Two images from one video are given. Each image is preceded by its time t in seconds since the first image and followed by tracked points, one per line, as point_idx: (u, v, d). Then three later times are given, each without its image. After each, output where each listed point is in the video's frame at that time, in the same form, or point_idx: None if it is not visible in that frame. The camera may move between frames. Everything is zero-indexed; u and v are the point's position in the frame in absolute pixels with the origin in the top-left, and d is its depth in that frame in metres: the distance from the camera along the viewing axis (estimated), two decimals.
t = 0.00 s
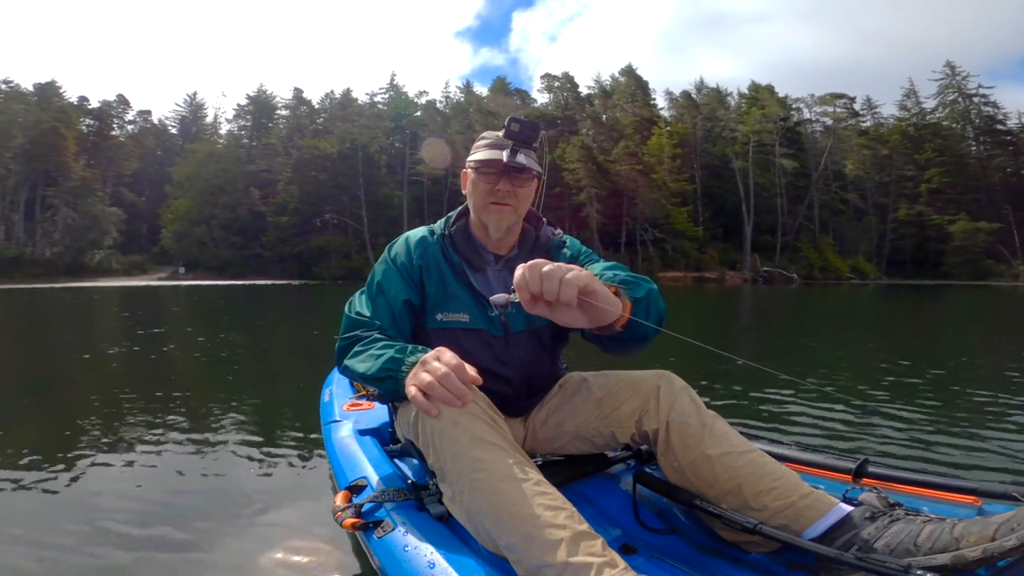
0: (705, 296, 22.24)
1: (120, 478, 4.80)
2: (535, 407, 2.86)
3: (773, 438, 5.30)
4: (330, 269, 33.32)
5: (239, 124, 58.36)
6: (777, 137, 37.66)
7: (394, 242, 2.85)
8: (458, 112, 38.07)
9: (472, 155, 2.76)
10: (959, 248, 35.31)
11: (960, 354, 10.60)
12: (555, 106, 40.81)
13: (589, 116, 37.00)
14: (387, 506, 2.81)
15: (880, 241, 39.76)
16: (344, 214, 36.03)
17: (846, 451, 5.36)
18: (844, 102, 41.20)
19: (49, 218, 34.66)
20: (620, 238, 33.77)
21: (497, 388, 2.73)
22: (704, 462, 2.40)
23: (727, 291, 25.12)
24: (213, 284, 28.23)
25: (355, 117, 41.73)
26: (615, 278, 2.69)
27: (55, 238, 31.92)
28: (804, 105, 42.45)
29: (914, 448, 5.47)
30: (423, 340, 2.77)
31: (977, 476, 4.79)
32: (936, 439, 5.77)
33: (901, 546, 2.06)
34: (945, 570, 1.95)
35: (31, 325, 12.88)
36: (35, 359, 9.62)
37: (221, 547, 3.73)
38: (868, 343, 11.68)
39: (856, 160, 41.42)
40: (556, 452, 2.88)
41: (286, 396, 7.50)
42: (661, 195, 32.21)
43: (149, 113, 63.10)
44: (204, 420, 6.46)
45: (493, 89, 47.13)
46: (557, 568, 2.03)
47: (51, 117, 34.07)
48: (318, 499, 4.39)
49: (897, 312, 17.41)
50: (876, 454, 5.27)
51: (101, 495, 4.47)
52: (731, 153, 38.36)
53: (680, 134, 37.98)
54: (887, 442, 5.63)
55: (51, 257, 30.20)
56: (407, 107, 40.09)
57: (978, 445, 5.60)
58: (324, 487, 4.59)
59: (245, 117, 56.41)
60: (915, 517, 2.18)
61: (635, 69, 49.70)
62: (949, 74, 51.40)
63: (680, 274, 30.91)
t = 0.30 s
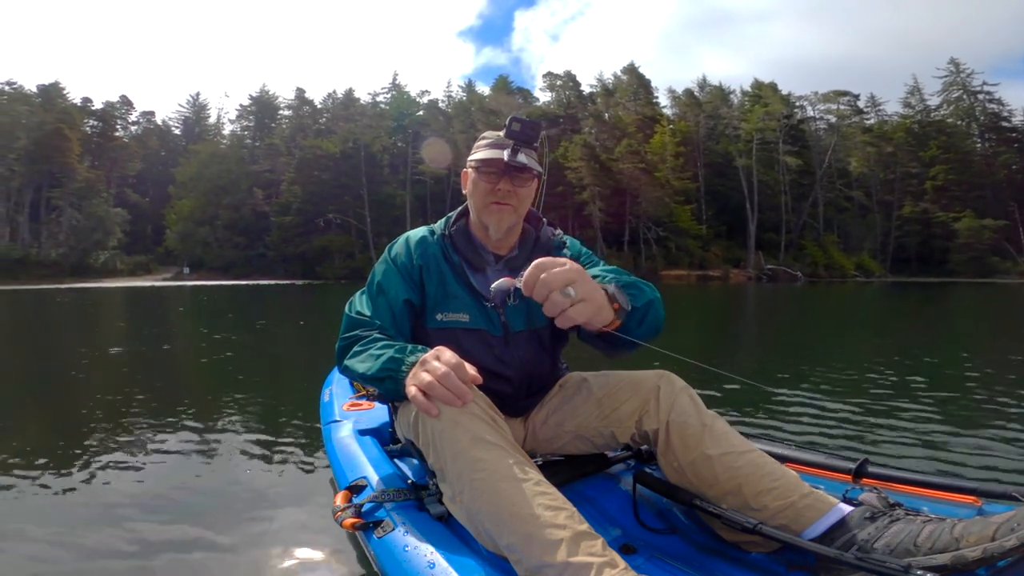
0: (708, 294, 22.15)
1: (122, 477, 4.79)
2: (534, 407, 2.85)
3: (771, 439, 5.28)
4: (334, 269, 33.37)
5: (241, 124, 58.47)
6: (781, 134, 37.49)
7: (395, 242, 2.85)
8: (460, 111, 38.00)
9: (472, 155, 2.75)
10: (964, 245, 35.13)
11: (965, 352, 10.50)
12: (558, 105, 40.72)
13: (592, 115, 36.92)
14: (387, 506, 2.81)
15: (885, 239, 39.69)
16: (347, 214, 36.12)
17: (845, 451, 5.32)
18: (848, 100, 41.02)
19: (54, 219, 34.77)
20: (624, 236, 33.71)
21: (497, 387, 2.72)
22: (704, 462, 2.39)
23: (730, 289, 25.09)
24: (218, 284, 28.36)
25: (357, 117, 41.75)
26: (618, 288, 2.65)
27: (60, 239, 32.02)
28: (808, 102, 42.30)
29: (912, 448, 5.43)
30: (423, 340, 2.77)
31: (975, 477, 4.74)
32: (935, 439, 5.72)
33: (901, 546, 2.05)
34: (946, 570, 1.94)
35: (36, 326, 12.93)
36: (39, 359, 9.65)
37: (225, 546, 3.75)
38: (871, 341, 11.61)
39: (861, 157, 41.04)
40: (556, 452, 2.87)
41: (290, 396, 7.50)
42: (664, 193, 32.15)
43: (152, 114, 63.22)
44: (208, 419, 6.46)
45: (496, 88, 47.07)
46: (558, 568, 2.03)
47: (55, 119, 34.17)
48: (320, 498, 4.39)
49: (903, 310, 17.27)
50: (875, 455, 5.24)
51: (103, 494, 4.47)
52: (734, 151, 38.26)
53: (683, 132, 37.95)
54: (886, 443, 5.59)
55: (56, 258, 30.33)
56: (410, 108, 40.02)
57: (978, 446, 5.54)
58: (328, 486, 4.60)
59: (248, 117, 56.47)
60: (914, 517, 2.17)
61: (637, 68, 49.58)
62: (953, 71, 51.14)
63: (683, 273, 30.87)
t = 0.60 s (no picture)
0: (711, 293, 22.12)
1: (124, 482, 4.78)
2: (535, 407, 2.84)
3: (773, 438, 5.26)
4: (336, 269, 33.40)
5: (243, 125, 58.58)
6: (783, 133, 37.38)
7: (396, 241, 2.84)
8: (462, 111, 37.98)
9: (472, 155, 2.74)
10: (968, 243, 35.02)
11: (971, 351, 10.43)
12: (560, 104, 40.68)
13: (593, 114, 36.87)
14: (387, 507, 2.81)
15: (889, 238, 39.64)
16: (350, 214, 36.19)
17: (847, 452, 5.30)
18: (851, 98, 40.91)
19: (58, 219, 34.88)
20: (626, 235, 33.66)
21: (498, 388, 2.70)
22: (705, 462, 2.38)
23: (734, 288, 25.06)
24: (221, 285, 28.45)
25: (359, 117, 41.77)
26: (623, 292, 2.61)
27: (64, 239, 32.10)
28: (810, 101, 42.20)
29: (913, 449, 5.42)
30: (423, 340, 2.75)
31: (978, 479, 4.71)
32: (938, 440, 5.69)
33: (900, 546, 2.05)
34: (946, 571, 1.94)
35: (38, 327, 12.96)
36: (43, 360, 9.67)
37: (228, 547, 3.76)
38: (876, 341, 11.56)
39: (864, 156, 40.81)
40: (556, 452, 2.87)
41: (293, 396, 7.50)
42: (666, 192, 32.09)
43: (154, 115, 63.36)
44: (213, 420, 6.47)
45: (497, 88, 47.04)
46: (559, 568, 2.03)
47: (58, 119, 34.28)
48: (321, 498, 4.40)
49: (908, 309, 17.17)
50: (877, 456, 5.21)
51: (105, 499, 4.46)
52: (737, 150, 38.18)
53: (685, 131, 37.91)
54: (888, 443, 5.57)
55: (60, 259, 30.42)
56: (411, 108, 39.99)
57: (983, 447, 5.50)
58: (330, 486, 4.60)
59: (250, 117, 56.55)
60: (915, 517, 2.16)
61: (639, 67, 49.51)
62: (956, 69, 50.93)
63: (686, 272, 30.85)
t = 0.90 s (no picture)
0: (713, 292, 22.06)
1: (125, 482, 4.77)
2: (534, 408, 2.83)
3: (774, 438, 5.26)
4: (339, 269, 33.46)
5: (245, 125, 58.68)
6: (786, 132, 37.18)
7: (397, 239, 2.83)
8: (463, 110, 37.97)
9: (475, 156, 2.75)
10: (972, 242, 34.89)
11: (976, 351, 10.37)
12: (562, 104, 40.65)
13: (595, 113, 36.79)
14: (387, 506, 2.82)
15: (893, 237, 39.55)
16: (352, 214, 36.25)
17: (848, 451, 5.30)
18: (854, 96, 40.77)
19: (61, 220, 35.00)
20: (628, 235, 33.61)
21: (499, 388, 2.69)
22: (704, 462, 2.37)
23: (737, 287, 24.98)
24: (223, 285, 28.52)
25: (360, 117, 41.78)
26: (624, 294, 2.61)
27: (67, 240, 32.16)
28: (813, 99, 42.05)
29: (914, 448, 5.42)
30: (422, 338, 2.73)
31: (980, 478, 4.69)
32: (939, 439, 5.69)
33: (902, 546, 2.03)
34: (946, 570, 1.93)
35: (42, 328, 12.99)
36: (46, 360, 9.70)
37: (229, 547, 3.76)
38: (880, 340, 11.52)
39: (867, 154, 40.72)
40: (556, 452, 2.87)
41: (296, 397, 7.49)
42: (669, 191, 32.00)
43: (157, 116, 63.51)
44: (217, 421, 6.46)
45: (499, 87, 47.03)
46: (558, 568, 2.03)
47: (61, 120, 34.36)
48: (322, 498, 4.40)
49: (914, 308, 17.08)
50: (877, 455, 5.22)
51: (106, 500, 4.45)
52: (739, 149, 38.09)
53: (687, 130, 37.83)
54: (888, 443, 5.57)
55: (64, 259, 30.55)
56: (412, 107, 40.27)
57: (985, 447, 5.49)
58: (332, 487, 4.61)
59: (252, 118, 56.64)
60: (915, 517, 2.15)
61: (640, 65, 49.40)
62: (960, 67, 50.64)
63: (689, 272, 30.83)
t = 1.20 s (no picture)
0: (717, 292, 22.02)
1: (124, 481, 4.77)
2: (535, 407, 2.83)
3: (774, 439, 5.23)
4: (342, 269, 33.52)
5: (249, 125, 58.79)
6: (789, 131, 37.12)
7: (397, 238, 2.82)
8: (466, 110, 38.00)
9: (475, 157, 2.75)
10: (977, 241, 34.78)
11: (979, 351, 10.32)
12: (564, 103, 40.66)
13: (598, 113, 36.76)
14: (386, 506, 2.82)
15: (897, 236, 39.45)
16: (354, 214, 36.30)
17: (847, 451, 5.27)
18: (858, 96, 40.65)
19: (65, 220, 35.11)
20: (631, 234, 33.57)
21: (499, 388, 2.68)
22: (704, 461, 2.37)
23: (740, 287, 24.96)
24: (226, 285, 28.60)
25: (363, 117, 41.87)
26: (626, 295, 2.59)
27: (72, 240, 32.26)
28: (817, 98, 41.98)
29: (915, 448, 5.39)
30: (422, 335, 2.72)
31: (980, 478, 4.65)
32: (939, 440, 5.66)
33: (900, 546, 2.03)
34: (946, 571, 1.92)
35: (46, 328, 13.02)
36: (50, 360, 9.73)
37: (229, 545, 3.76)
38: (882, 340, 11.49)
39: (871, 154, 40.64)
40: (556, 452, 2.86)
41: (299, 397, 7.48)
42: (672, 191, 31.98)
43: (161, 116, 63.69)
44: (220, 420, 6.45)
45: (502, 87, 47.07)
46: (558, 568, 2.03)
47: (66, 121, 34.49)
48: (323, 497, 4.40)
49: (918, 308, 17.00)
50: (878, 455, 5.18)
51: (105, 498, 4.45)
52: (743, 148, 38.03)
53: (690, 129, 37.80)
54: (889, 443, 5.53)
55: (69, 259, 30.63)
56: (415, 107, 40.31)
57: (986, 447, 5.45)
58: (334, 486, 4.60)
59: (256, 119, 56.79)
60: (915, 516, 2.15)
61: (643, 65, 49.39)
62: (964, 67, 50.46)
63: (692, 271, 30.79)
